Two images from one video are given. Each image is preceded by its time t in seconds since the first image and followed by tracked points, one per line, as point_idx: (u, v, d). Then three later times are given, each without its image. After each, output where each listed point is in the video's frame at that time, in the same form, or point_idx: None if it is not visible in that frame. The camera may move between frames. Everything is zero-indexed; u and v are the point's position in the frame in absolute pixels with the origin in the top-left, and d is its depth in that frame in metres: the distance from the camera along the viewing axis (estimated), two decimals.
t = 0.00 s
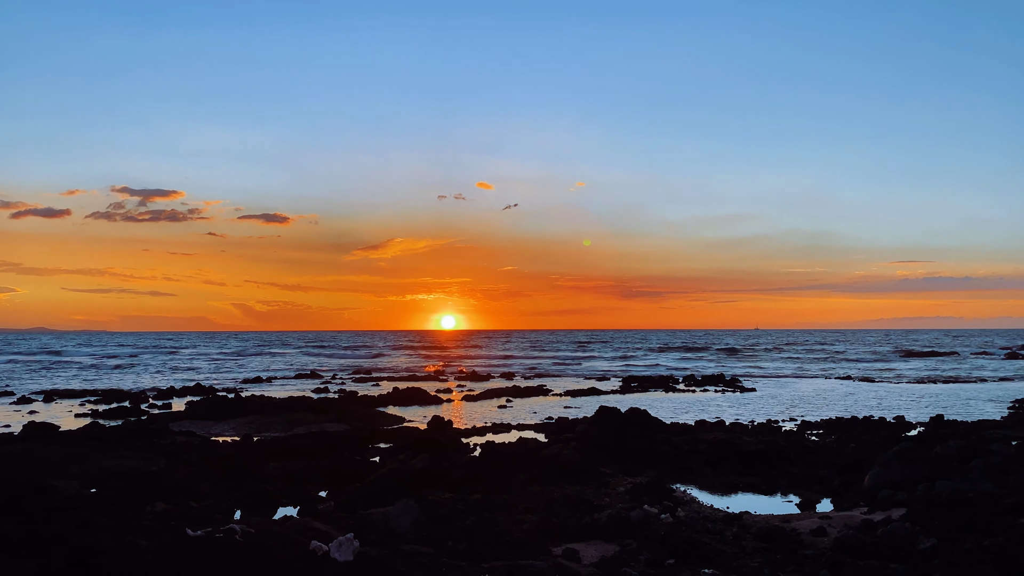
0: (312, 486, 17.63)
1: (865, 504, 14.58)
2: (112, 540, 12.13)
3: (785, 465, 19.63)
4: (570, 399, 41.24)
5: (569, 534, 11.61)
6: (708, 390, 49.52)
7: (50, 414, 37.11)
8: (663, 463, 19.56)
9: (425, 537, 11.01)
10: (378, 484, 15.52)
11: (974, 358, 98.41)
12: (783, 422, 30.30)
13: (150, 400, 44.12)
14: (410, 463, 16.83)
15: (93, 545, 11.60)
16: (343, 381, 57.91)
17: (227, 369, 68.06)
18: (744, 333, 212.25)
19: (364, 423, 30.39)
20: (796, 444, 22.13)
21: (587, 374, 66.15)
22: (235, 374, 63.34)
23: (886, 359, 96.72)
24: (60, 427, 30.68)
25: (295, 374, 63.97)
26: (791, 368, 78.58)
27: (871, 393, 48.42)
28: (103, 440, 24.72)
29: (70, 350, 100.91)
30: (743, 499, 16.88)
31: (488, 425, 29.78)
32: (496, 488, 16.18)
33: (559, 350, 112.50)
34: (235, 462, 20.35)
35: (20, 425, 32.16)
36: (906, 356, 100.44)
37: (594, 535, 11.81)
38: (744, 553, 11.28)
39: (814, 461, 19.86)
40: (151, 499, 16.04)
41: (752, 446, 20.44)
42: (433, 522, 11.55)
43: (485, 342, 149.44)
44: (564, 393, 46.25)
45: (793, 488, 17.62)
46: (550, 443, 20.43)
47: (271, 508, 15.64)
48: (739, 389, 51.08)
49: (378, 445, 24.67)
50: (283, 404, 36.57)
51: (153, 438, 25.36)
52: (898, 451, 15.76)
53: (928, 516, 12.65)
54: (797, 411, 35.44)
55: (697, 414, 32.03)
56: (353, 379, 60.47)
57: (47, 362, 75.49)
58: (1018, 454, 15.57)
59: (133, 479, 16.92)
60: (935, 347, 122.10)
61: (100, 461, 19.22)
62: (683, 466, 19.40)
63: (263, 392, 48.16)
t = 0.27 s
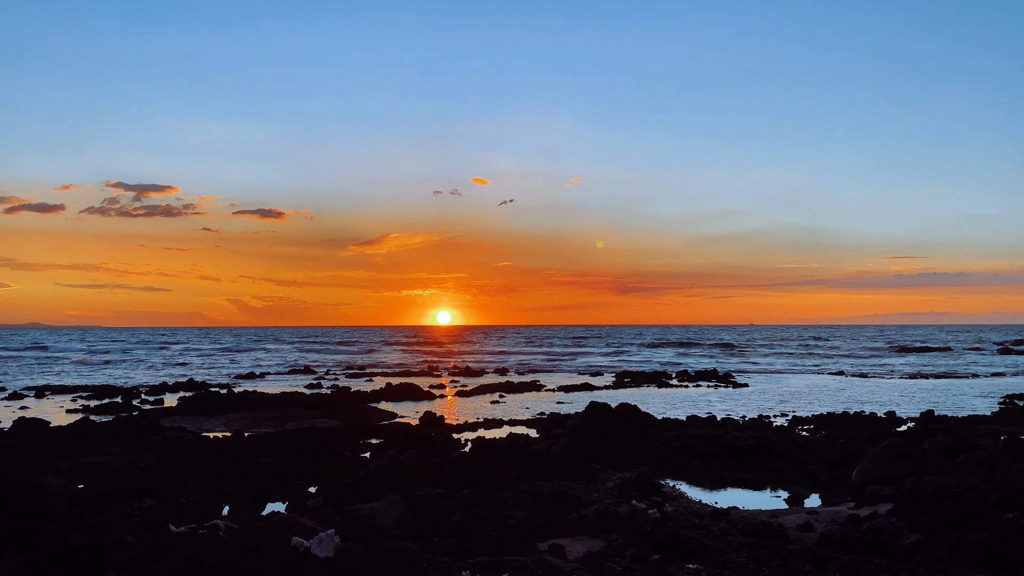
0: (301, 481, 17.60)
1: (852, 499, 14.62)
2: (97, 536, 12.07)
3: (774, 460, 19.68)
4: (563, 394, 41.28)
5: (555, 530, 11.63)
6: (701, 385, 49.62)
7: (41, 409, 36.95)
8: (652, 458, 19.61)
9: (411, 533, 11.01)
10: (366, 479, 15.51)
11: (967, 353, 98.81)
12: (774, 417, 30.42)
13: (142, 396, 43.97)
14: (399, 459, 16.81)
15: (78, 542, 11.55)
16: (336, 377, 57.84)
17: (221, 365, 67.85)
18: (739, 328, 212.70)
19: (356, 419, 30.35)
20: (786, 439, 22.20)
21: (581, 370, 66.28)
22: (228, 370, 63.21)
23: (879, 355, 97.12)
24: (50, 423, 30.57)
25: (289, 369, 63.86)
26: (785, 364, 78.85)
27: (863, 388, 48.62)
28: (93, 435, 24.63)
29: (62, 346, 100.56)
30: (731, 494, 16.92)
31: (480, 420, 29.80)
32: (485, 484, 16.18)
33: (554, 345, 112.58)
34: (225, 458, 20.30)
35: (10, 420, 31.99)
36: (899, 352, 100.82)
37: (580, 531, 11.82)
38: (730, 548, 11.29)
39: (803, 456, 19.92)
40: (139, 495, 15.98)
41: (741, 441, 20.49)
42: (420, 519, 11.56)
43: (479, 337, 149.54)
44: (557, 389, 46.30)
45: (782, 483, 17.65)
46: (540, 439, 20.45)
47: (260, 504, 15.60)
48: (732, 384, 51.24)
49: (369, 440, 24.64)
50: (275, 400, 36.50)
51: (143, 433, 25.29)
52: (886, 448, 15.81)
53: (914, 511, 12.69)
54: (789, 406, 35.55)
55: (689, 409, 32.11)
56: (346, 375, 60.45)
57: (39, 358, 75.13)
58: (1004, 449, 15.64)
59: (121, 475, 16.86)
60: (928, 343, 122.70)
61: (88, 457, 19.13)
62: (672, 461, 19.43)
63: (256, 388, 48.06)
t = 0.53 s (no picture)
0: (290, 477, 17.58)
1: (838, 494, 14.67)
2: (81, 532, 12.02)
3: (763, 455, 19.74)
4: (556, 390, 41.35)
5: (540, 525, 11.64)
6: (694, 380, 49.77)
7: (32, 405, 36.85)
8: (642, 453, 19.65)
9: (396, 528, 11.00)
10: (354, 475, 15.49)
11: (960, 349, 99.12)
12: (765, 413, 30.53)
13: (134, 391, 43.91)
14: (388, 454, 16.81)
15: (62, 537, 11.49)
16: (330, 372, 57.80)
17: (214, 360, 67.67)
18: (735, 323, 213.04)
19: (348, 414, 30.35)
20: (775, 434, 22.24)
21: (574, 365, 66.34)
22: (221, 365, 63.09)
23: (872, 350, 97.48)
24: (41, 418, 30.47)
25: (282, 364, 63.74)
26: (779, 359, 79.09)
27: (855, 384, 48.83)
28: (83, 431, 24.56)
29: (55, 341, 100.23)
30: (719, 489, 16.97)
31: (472, 416, 29.83)
32: (473, 479, 16.17)
33: (548, 341, 112.55)
34: (214, 453, 20.26)
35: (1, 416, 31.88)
36: (893, 347, 101.18)
37: (566, 526, 11.82)
38: (714, 543, 11.31)
39: (792, 451, 19.97)
40: (126, 491, 15.95)
41: (730, 437, 20.54)
42: (405, 515, 11.57)
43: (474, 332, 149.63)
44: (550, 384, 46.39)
45: (770, 478, 17.71)
46: (530, 434, 20.47)
47: (247, 499, 15.59)
48: (725, 379, 51.41)
49: (359, 436, 24.63)
50: (267, 395, 36.47)
51: (133, 429, 25.24)
52: (872, 443, 15.86)
53: (899, 506, 12.72)
54: (781, 402, 35.61)
55: (681, 404, 32.15)
56: (340, 370, 60.41)
57: (32, 353, 74.84)
58: (990, 444, 15.69)
59: (108, 470, 16.82)
60: (921, 338, 123.34)
61: (76, 453, 19.06)
62: (661, 457, 19.47)
63: (249, 383, 47.99)
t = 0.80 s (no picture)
0: (280, 474, 17.59)
1: (826, 490, 14.70)
2: (69, 529, 12.02)
3: (753, 451, 19.79)
4: (550, 386, 41.42)
5: (527, 522, 11.65)
6: (688, 376, 49.88)
7: (25, 401, 36.80)
8: (633, 450, 19.69)
9: (383, 526, 11.00)
10: (344, 472, 15.50)
11: (955, 344, 99.48)
12: (758, 408, 30.60)
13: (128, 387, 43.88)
14: (378, 451, 16.83)
15: (50, 533, 11.48)
16: (325, 368, 57.79)
17: (209, 356, 67.59)
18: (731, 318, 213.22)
19: (341, 410, 30.37)
20: (766, 430, 22.30)
21: (569, 360, 66.43)
22: (216, 361, 63.04)
23: (867, 345, 97.76)
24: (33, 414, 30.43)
25: (278, 360, 63.69)
26: (774, 355, 79.28)
27: (849, 379, 48.98)
28: (75, 427, 24.54)
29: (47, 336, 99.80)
30: (709, 485, 17.02)
31: (465, 412, 29.87)
32: (463, 476, 16.20)
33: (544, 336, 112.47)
34: (205, 449, 20.26)
35: None
36: (887, 342, 101.61)
37: (553, 523, 11.84)
38: (701, 540, 11.33)
39: (783, 447, 20.03)
40: (116, 487, 15.94)
41: (721, 432, 20.58)
42: (392, 512, 11.58)
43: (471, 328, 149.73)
44: (545, 380, 46.45)
45: (760, 474, 17.76)
46: (521, 430, 20.49)
47: (237, 496, 15.59)
48: (719, 374, 51.52)
49: (352, 432, 24.64)
50: (261, 391, 36.47)
51: (126, 425, 25.23)
52: (861, 439, 15.89)
53: (887, 503, 12.76)
54: (775, 397, 35.68)
55: (674, 400, 32.22)
56: (335, 366, 60.46)
57: (27, 349, 74.73)
58: (979, 439, 15.74)
59: (98, 466, 16.81)
60: (916, 333, 123.78)
61: (67, 449, 19.04)
62: (652, 453, 19.52)
63: (243, 379, 47.97)
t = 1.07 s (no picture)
0: (272, 468, 17.60)
1: (815, 485, 14.73)
2: (57, 523, 12.03)
3: (745, 445, 19.83)
4: (545, 381, 41.47)
5: (514, 516, 11.68)
6: (684, 371, 49.96)
7: (20, 396, 36.78)
8: (624, 444, 19.73)
9: (369, 520, 11.03)
10: (335, 467, 15.52)
11: (952, 339, 99.75)
12: (752, 403, 30.64)
13: (124, 382, 43.95)
14: (369, 445, 16.85)
15: (37, 528, 11.48)
16: (322, 363, 57.81)
17: (207, 351, 67.56)
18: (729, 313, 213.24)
19: (336, 405, 30.37)
20: (759, 424, 22.34)
21: (565, 356, 66.44)
22: (213, 356, 63.04)
23: (864, 340, 97.89)
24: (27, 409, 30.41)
25: (274, 355, 63.70)
26: (771, 350, 79.38)
27: (845, 374, 49.03)
28: (68, 422, 24.54)
29: (44, 332, 99.67)
30: (700, 480, 17.05)
31: (460, 406, 29.89)
32: (454, 470, 16.22)
33: (542, 332, 112.47)
34: (197, 444, 20.26)
35: None
36: (884, 337, 101.86)
37: (541, 517, 11.87)
38: (687, 533, 11.36)
39: (775, 441, 20.07)
40: (106, 482, 15.93)
41: (713, 427, 20.61)
42: (380, 506, 11.60)
43: (469, 323, 149.86)
44: (541, 375, 46.53)
45: (751, 468, 17.80)
46: (514, 425, 20.50)
47: (227, 491, 15.60)
48: (715, 369, 51.57)
49: (345, 427, 24.66)
50: (256, 386, 36.48)
51: (119, 420, 25.24)
52: (851, 434, 15.91)
53: (875, 496, 12.79)
54: (769, 392, 35.75)
55: (668, 395, 32.24)
56: (331, 361, 60.52)
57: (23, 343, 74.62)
58: (968, 433, 15.76)
59: (90, 461, 16.81)
60: (913, 328, 123.96)
61: (59, 444, 19.04)
62: (644, 448, 19.55)
63: (239, 374, 47.98)
